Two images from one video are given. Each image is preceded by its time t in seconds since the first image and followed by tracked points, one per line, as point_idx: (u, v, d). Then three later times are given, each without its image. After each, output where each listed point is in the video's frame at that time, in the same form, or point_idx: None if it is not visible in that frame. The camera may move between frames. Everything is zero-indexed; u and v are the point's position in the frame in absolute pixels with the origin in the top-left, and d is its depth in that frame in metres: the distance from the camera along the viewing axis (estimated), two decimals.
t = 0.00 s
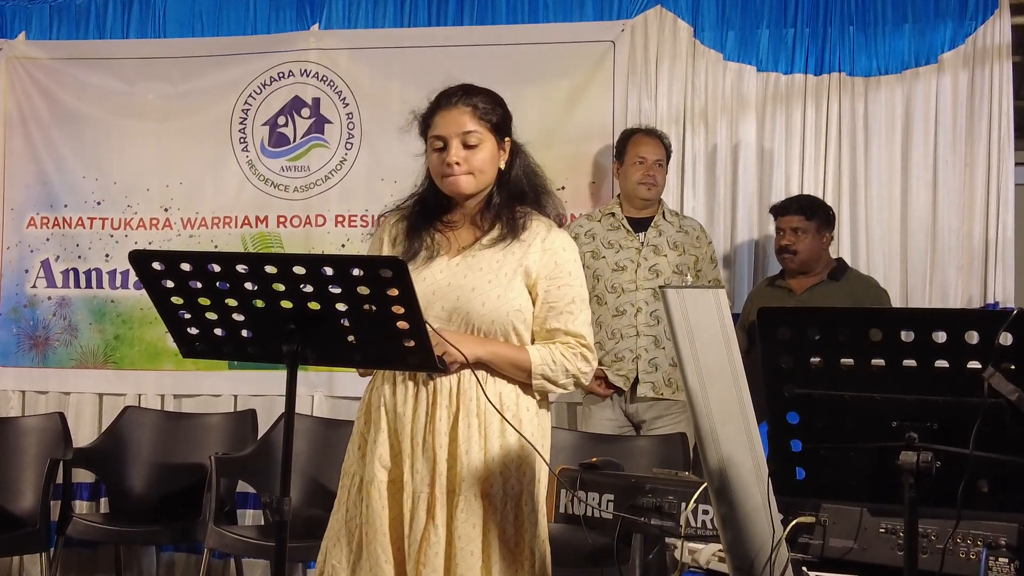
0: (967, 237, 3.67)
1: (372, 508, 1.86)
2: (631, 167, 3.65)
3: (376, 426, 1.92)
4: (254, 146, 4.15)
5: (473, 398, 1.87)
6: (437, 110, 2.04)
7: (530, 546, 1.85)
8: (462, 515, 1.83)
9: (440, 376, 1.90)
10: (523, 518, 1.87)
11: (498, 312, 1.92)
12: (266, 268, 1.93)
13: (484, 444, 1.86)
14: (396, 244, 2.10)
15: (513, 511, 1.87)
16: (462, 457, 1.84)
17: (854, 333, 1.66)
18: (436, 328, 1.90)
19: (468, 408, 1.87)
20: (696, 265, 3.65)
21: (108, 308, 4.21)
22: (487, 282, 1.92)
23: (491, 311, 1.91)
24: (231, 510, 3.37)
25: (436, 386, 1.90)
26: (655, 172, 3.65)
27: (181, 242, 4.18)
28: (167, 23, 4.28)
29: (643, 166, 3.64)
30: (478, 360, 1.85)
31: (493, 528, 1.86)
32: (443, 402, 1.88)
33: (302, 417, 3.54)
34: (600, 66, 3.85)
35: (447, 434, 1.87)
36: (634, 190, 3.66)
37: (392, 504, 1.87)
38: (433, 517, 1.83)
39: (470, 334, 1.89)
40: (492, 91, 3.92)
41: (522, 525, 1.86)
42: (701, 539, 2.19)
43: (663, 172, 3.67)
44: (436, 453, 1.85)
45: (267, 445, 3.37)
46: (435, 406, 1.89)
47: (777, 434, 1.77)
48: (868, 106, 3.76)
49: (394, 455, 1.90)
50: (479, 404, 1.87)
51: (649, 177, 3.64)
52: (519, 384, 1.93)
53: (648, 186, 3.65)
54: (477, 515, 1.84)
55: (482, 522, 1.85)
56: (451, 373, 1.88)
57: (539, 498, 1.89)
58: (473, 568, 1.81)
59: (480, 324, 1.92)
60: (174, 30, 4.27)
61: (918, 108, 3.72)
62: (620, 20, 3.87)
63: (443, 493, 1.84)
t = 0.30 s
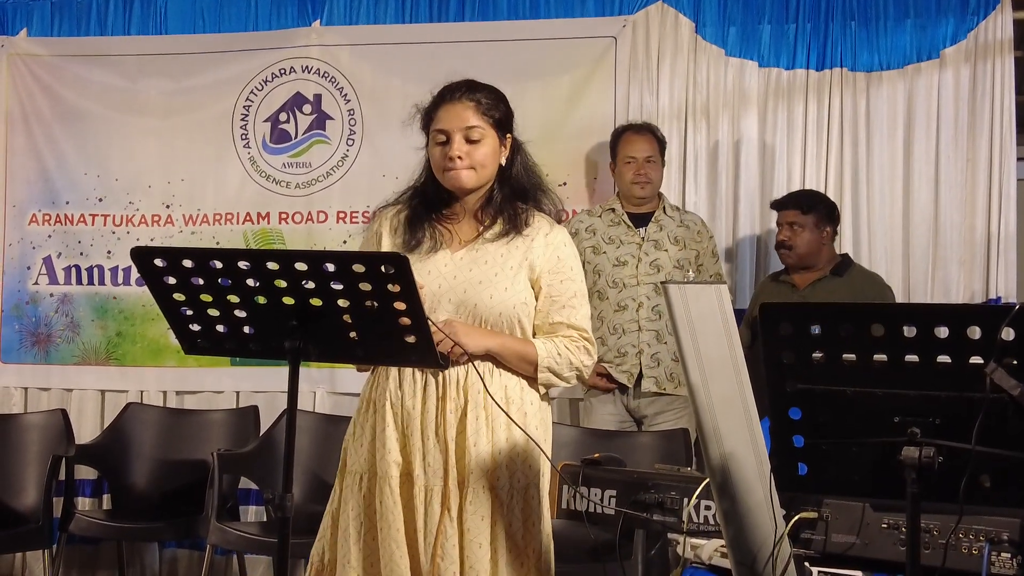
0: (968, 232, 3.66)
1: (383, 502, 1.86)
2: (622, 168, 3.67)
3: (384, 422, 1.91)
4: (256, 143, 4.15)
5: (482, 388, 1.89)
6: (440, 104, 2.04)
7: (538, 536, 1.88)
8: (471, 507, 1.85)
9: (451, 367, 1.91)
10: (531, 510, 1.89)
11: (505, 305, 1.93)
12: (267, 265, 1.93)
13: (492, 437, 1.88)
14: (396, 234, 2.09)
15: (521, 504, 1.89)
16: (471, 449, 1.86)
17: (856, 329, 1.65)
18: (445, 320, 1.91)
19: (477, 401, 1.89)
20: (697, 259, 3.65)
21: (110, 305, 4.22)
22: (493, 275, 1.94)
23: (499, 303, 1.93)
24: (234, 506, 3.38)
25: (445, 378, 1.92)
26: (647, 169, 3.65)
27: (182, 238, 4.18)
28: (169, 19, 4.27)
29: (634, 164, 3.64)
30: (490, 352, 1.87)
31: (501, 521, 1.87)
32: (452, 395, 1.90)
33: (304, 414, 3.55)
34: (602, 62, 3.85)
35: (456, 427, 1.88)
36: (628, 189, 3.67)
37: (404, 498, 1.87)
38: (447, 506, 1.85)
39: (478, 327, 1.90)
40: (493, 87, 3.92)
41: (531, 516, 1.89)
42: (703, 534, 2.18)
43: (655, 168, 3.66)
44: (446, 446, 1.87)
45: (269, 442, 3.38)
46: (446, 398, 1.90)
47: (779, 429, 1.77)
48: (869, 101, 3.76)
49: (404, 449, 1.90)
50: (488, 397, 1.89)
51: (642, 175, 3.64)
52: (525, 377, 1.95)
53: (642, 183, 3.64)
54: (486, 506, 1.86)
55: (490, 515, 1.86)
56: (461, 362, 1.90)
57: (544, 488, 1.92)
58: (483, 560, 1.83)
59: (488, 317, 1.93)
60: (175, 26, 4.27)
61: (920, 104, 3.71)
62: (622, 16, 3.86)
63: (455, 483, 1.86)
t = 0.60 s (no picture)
0: (970, 227, 3.66)
1: (387, 500, 1.85)
2: (620, 160, 3.67)
3: (388, 418, 1.90)
4: (257, 139, 4.15)
5: (485, 383, 1.89)
6: (442, 96, 2.05)
7: (539, 530, 1.89)
8: (473, 501, 1.85)
9: (454, 362, 1.91)
10: (533, 505, 1.89)
11: (506, 299, 1.93)
12: (270, 261, 1.93)
13: (495, 431, 1.88)
14: (393, 229, 2.08)
15: (524, 499, 1.89)
16: (474, 443, 1.86)
17: (858, 324, 1.64)
18: (447, 315, 1.91)
19: (480, 395, 1.89)
20: (696, 255, 3.65)
21: (112, 302, 4.22)
22: (493, 270, 1.94)
23: (500, 298, 1.93)
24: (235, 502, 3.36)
25: (448, 373, 1.91)
26: (644, 163, 3.65)
27: (184, 235, 4.18)
28: (170, 16, 4.27)
29: (631, 158, 3.64)
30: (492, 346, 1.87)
31: (504, 515, 1.87)
32: (455, 390, 1.90)
33: (307, 409, 3.55)
34: (603, 58, 3.85)
35: (460, 422, 1.88)
36: (626, 184, 3.67)
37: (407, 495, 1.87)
38: (448, 501, 1.85)
39: (480, 322, 1.90)
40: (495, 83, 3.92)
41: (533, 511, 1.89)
42: (706, 531, 2.17)
43: (653, 163, 3.66)
44: (447, 441, 1.87)
45: (271, 438, 3.39)
46: (448, 394, 1.90)
47: (781, 425, 1.75)
48: (871, 96, 3.76)
49: (408, 444, 1.90)
50: (491, 391, 1.89)
51: (638, 169, 3.64)
52: (525, 371, 1.95)
53: (638, 178, 3.65)
54: (489, 501, 1.86)
55: (493, 510, 1.87)
56: (464, 357, 1.89)
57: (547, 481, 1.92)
58: (485, 555, 1.83)
59: (489, 312, 1.93)
60: (176, 23, 4.27)
61: (922, 99, 3.71)
62: (623, 11, 3.86)
63: (456, 482, 1.85)
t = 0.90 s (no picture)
0: (972, 223, 3.66)
1: (391, 496, 1.86)
2: (619, 159, 3.67)
3: (394, 414, 1.90)
4: (260, 136, 4.15)
5: (491, 381, 1.89)
6: (445, 92, 2.05)
7: (545, 525, 1.89)
8: (480, 497, 1.85)
9: (460, 358, 1.90)
10: (539, 500, 1.89)
11: (511, 294, 1.93)
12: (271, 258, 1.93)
13: (501, 426, 1.88)
14: (395, 226, 2.07)
15: (530, 495, 1.89)
16: (480, 439, 1.86)
17: (861, 321, 1.63)
18: (453, 309, 1.91)
19: (486, 390, 1.89)
20: (697, 252, 3.64)
21: (115, 299, 4.22)
22: (497, 265, 1.94)
23: (506, 293, 1.93)
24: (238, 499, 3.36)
25: (453, 369, 1.91)
26: (643, 163, 3.64)
27: (187, 232, 4.18)
28: (172, 12, 4.27)
29: (629, 158, 3.64)
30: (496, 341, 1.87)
31: (510, 511, 1.88)
32: (461, 384, 1.89)
33: (309, 406, 3.56)
34: (605, 54, 3.84)
35: (466, 417, 1.88)
36: (626, 183, 3.68)
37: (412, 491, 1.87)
38: (454, 497, 1.85)
39: (486, 317, 1.90)
40: (497, 80, 3.92)
41: (539, 507, 1.89)
42: (709, 527, 2.15)
43: (651, 162, 3.65)
44: (452, 437, 1.87)
45: (273, 434, 3.39)
46: (454, 389, 1.90)
47: (783, 420, 1.75)
48: (874, 92, 3.76)
49: (415, 441, 1.90)
50: (496, 387, 1.89)
51: (637, 169, 3.64)
52: (531, 366, 1.95)
53: (637, 177, 3.65)
54: (494, 496, 1.86)
55: (499, 506, 1.87)
56: (469, 353, 1.89)
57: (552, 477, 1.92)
58: (492, 550, 1.83)
59: (494, 307, 1.93)
60: (179, 20, 4.27)
61: (924, 95, 3.71)
62: (626, 7, 3.86)
63: (461, 478, 1.85)
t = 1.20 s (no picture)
0: (975, 218, 3.66)
1: (395, 494, 1.85)
2: (638, 160, 3.62)
3: (397, 412, 1.90)
4: (262, 133, 4.15)
5: (494, 378, 1.89)
6: (450, 88, 2.05)
7: (549, 522, 1.88)
8: (485, 494, 1.85)
9: (462, 355, 1.91)
10: (544, 498, 1.89)
11: (514, 291, 1.94)
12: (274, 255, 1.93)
13: (505, 422, 1.88)
14: (397, 225, 2.07)
15: (534, 492, 1.88)
16: (484, 435, 1.86)
17: (864, 316, 1.63)
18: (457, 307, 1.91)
19: (491, 388, 1.89)
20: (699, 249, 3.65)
21: (117, 296, 4.22)
22: (500, 262, 1.94)
23: (509, 290, 1.93)
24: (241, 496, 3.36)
25: (456, 366, 1.91)
26: (663, 163, 3.65)
27: (189, 229, 4.18)
28: (173, 10, 4.27)
29: (653, 158, 3.62)
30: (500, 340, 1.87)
31: (514, 507, 1.88)
32: (465, 381, 1.90)
33: (312, 403, 3.56)
34: (608, 50, 3.84)
35: (470, 414, 1.88)
36: (641, 182, 3.65)
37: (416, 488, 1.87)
38: (459, 494, 1.85)
39: (489, 314, 1.90)
40: (499, 77, 3.92)
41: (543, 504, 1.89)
42: (712, 523, 2.11)
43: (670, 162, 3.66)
44: (457, 433, 1.87)
45: (277, 431, 3.40)
46: (458, 386, 1.90)
47: (786, 417, 1.74)
48: (876, 88, 3.76)
49: (418, 438, 1.90)
50: (500, 384, 1.90)
51: (658, 170, 3.64)
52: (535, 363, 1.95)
53: (656, 177, 3.65)
54: (499, 493, 1.86)
55: (504, 503, 1.87)
56: (473, 350, 1.90)
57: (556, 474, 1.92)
58: (498, 548, 1.83)
59: (498, 304, 1.93)
60: (181, 17, 4.27)
61: (927, 90, 3.70)
62: (628, 4, 3.86)
63: (465, 474, 1.85)
